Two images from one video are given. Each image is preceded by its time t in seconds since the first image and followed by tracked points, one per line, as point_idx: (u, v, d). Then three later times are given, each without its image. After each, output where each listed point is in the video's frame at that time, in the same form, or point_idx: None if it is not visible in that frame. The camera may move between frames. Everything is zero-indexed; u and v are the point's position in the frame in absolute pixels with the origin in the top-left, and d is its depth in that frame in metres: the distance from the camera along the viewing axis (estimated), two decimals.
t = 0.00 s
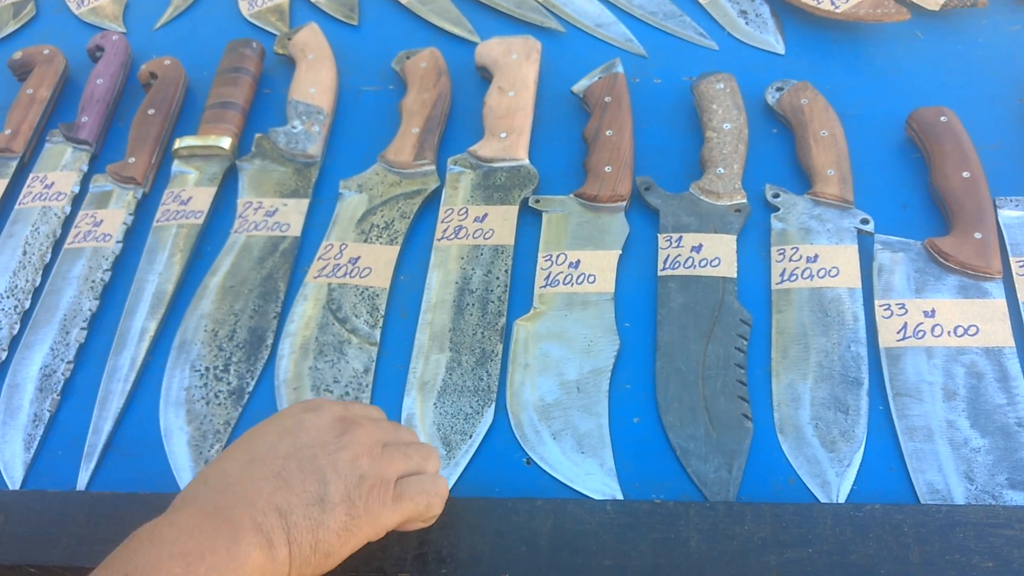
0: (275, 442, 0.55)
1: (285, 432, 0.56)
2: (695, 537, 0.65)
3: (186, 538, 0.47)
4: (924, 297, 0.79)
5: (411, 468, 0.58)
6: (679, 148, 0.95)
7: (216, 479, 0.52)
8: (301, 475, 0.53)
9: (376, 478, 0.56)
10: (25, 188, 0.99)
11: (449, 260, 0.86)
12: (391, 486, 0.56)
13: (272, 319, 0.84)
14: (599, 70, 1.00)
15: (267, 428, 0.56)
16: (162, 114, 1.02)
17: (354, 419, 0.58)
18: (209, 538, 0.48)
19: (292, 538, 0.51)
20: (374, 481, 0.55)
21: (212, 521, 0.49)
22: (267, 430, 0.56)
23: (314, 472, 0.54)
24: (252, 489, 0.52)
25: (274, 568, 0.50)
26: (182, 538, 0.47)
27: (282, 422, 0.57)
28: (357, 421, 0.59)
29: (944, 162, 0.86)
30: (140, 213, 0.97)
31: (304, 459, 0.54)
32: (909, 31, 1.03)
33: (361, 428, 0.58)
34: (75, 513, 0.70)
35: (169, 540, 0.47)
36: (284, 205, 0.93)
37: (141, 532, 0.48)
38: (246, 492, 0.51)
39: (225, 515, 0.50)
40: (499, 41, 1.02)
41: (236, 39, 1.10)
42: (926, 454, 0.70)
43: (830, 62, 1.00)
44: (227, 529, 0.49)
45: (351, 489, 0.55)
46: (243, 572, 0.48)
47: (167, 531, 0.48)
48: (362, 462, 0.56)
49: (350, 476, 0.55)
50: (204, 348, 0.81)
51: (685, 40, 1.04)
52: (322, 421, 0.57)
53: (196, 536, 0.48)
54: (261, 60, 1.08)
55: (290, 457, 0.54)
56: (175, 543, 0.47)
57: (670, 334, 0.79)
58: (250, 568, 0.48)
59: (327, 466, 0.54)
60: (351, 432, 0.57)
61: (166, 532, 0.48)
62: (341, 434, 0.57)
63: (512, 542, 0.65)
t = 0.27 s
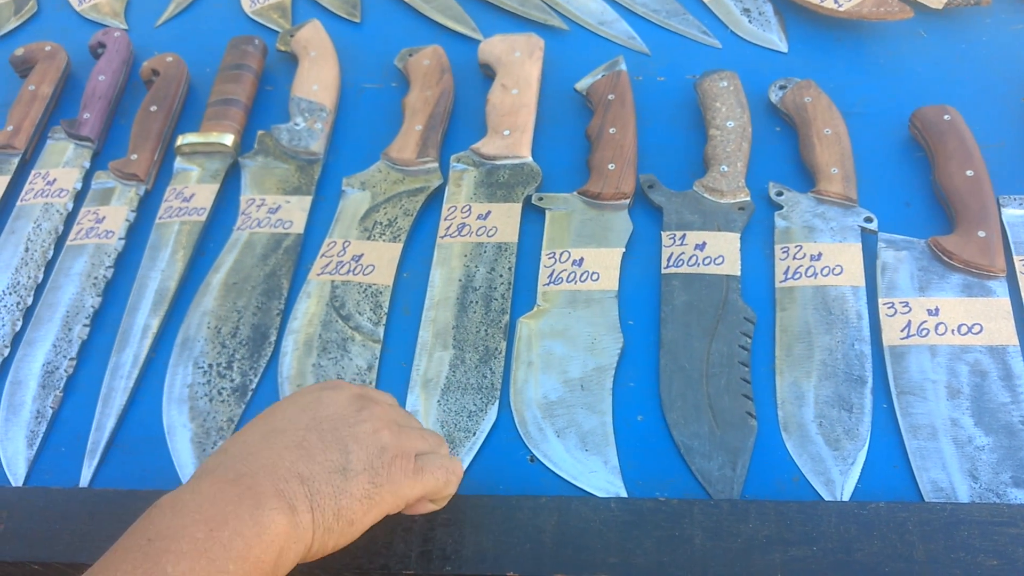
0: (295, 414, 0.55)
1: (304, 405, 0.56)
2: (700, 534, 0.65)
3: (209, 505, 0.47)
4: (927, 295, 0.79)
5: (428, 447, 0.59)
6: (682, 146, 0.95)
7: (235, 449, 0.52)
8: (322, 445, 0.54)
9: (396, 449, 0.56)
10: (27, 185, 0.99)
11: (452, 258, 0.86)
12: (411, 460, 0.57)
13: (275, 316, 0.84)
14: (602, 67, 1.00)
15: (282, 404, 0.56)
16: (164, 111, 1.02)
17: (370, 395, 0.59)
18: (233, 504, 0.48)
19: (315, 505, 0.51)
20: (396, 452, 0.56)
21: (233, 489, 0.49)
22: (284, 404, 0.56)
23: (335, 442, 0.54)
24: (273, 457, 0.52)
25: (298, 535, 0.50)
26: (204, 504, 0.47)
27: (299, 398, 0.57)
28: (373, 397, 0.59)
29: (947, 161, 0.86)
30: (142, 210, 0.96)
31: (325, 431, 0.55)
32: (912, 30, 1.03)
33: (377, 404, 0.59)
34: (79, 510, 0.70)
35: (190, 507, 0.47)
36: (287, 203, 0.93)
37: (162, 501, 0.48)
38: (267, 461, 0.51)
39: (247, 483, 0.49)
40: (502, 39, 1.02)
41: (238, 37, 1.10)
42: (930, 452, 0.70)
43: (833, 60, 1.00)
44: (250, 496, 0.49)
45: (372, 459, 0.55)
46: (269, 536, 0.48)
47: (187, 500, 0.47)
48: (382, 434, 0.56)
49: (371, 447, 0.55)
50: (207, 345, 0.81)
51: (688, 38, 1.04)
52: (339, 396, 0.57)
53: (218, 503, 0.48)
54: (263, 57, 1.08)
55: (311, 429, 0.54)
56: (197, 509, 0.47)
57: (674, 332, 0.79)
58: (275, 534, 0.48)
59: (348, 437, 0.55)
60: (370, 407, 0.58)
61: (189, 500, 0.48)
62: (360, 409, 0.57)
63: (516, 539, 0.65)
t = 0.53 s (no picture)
0: (378, 386, 0.58)
1: (388, 379, 0.59)
2: (701, 536, 0.65)
3: (286, 470, 0.50)
4: (928, 296, 0.79)
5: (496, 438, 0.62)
6: (683, 147, 0.95)
7: (316, 417, 0.55)
8: (403, 420, 0.57)
9: (471, 433, 0.59)
10: (27, 186, 0.99)
11: (453, 259, 0.86)
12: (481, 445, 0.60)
13: (276, 317, 0.84)
14: (602, 68, 1.00)
15: (366, 373, 0.59)
16: (165, 111, 1.02)
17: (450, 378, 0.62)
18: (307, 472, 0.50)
19: (388, 478, 0.54)
20: (470, 435, 0.59)
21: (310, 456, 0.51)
22: (367, 375, 0.59)
23: (415, 419, 0.57)
24: (355, 429, 0.55)
25: (367, 507, 0.52)
26: (283, 469, 0.50)
27: (383, 369, 0.60)
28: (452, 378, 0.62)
29: (948, 162, 0.86)
30: (143, 211, 0.96)
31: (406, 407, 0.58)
32: (912, 30, 1.03)
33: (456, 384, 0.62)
34: (81, 511, 0.70)
35: (268, 470, 0.49)
36: (287, 204, 0.93)
37: (243, 461, 0.50)
38: (347, 432, 0.54)
39: (325, 451, 0.52)
40: (502, 40, 1.02)
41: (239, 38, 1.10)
42: (931, 453, 0.70)
43: (833, 61, 1.01)
44: (325, 465, 0.51)
45: (449, 438, 0.58)
46: (339, 506, 0.50)
47: (266, 462, 0.50)
48: (458, 416, 0.59)
49: (448, 427, 0.58)
50: (208, 346, 0.81)
51: (688, 39, 1.04)
52: (422, 373, 0.60)
53: (295, 468, 0.50)
54: (264, 58, 1.08)
55: (393, 403, 0.58)
56: (275, 472, 0.49)
57: (675, 333, 0.79)
58: (346, 504, 0.51)
59: (429, 415, 0.58)
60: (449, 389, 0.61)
61: (269, 463, 0.50)
62: (440, 387, 0.60)
63: (518, 541, 0.65)
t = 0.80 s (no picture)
0: (380, 396, 0.57)
1: (389, 388, 0.58)
2: (700, 538, 0.65)
3: (286, 485, 0.50)
4: (925, 299, 0.79)
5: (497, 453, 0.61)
6: (681, 150, 0.95)
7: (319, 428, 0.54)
8: (405, 432, 0.56)
9: (474, 445, 0.58)
10: (24, 188, 0.98)
11: (451, 261, 0.86)
12: (483, 458, 0.59)
13: (275, 319, 0.84)
14: (600, 71, 1.00)
15: (367, 381, 0.58)
16: (162, 113, 1.01)
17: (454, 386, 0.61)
18: (307, 487, 0.50)
19: (389, 492, 0.53)
20: (473, 447, 0.58)
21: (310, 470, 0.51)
22: (368, 384, 0.58)
23: (418, 431, 0.56)
24: (355, 443, 0.54)
25: (368, 521, 0.52)
26: (283, 485, 0.49)
27: (385, 378, 0.59)
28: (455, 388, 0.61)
29: (945, 165, 0.87)
30: (141, 213, 0.96)
31: (409, 417, 0.57)
32: (908, 34, 1.04)
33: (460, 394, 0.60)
34: (81, 514, 0.70)
35: (267, 485, 0.49)
36: (285, 206, 0.93)
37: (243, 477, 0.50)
38: (348, 446, 0.53)
39: (325, 466, 0.52)
40: (500, 42, 1.02)
41: (236, 39, 1.10)
42: (928, 455, 0.70)
43: (830, 64, 1.01)
44: (326, 479, 0.51)
45: (451, 451, 0.57)
46: (338, 521, 0.50)
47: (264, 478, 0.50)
48: (461, 427, 0.58)
49: (451, 439, 0.57)
50: (206, 348, 0.81)
51: (685, 42, 1.04)
52: (425, 382, 0.59)
53: (295, 483, 0.50)
54: (261, 60, 1.08)
55: (395, 415, 0.56)
56: (274, 488, 0.49)
57: (673, 335, 0.79)
58: (346, 519, 0.50)
59: (432, 427, 0.57)
60: (453, 398, 0.59)
61: (268, 478, 0.50)
62: (442, 397, 0.59)
63: (517, 544, 0.65)
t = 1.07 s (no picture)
0: (363, 421, 0.57)
1: (374, 411, 0.57)
2: (699, 541, 0.65)
3: (268, 505, 0.50)
4: (924, 302, 0.79)
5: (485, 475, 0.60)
6: (680, 153, 0.95)
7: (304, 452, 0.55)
8: (387, 457, 0.55)
9: (459, 469, 0.58)
10: (25, 191, 0.99)
11: (451, 264, 0.86)
12: (470, 481, 0.58)
13: (275, 322, 0.84)
14: (600, 74, 1.00)
15: (354, 403, 0.58)
16: (163, 116, 1.02)
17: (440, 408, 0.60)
18: (288, 509, 0.50)
19: (371, 518, 0.53)
20: (458, 471, 0.57)
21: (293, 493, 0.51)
22: (354, 407, 0.58)
23: (401, 455, 0.56)
24: (338, 466, 0.54)
25: (349, 546, 0.52)
26: (264, 505, 0.50)
27: (372, 401, 0.58)
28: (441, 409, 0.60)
29: (944, 168, 0.87)
30: (141, 216, 0.97)
31: (392, 441, 0.56)
32: (908, 36, 1.04)
33: (445, 416, 0.59)
34: (81, 517, 0.70)
35: (249, 504, 0.49)
36: (286, 209, 0.93)
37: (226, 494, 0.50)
38: (331, 470, 0.53)
39: (308, 490, 0.52)
40: (500, 45, 1.02)
41: (237, 42, 1.10)
42: (928, 458, 0.70)
43: (830, 66, 1.01)
44: (308, 502, 0.51)
45: (435, 475, 0.56)
46: (317, 545, 0.50)
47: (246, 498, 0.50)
48: (445, 450, 0.57)
49: (435, 463, 0.57)
50: (206, 351, 0.82)
51: (685, 44, 1.04)
52: (410, 403, 0.59)
53: (277, 504, 0.50)
54: (262, 63, 1.08)
55: (379, 439, 0.56)
56: (256, 507, 0.49)
57: (673, 338, 0.79)
58: (325, 543, 0.50)
59: (415, 451, 0.56)
60: (437, 420, 0.58)
61: (251, 496, 0.50)
62: (428, 419, 0.58)
63: (516, 547, 0.66)
